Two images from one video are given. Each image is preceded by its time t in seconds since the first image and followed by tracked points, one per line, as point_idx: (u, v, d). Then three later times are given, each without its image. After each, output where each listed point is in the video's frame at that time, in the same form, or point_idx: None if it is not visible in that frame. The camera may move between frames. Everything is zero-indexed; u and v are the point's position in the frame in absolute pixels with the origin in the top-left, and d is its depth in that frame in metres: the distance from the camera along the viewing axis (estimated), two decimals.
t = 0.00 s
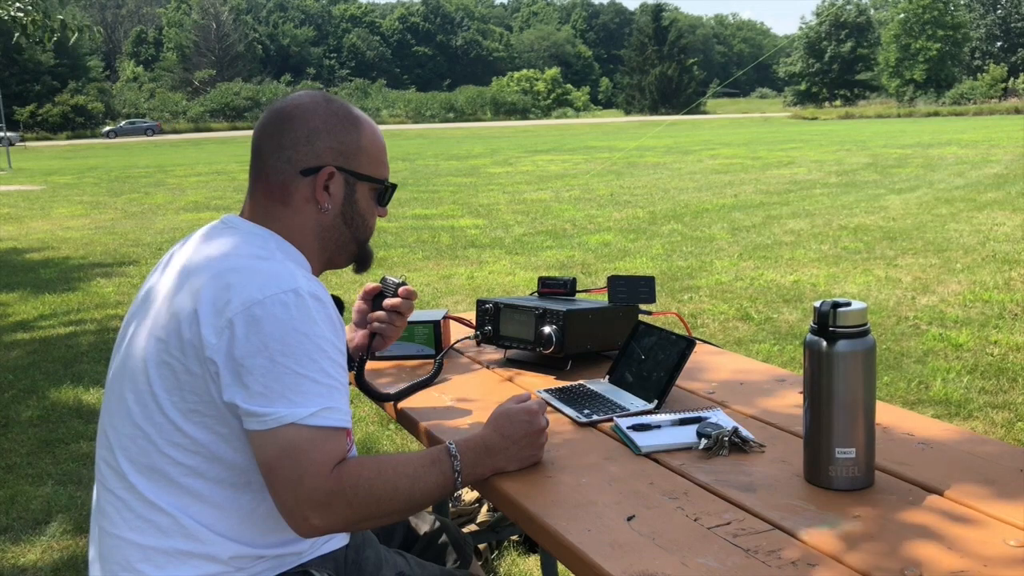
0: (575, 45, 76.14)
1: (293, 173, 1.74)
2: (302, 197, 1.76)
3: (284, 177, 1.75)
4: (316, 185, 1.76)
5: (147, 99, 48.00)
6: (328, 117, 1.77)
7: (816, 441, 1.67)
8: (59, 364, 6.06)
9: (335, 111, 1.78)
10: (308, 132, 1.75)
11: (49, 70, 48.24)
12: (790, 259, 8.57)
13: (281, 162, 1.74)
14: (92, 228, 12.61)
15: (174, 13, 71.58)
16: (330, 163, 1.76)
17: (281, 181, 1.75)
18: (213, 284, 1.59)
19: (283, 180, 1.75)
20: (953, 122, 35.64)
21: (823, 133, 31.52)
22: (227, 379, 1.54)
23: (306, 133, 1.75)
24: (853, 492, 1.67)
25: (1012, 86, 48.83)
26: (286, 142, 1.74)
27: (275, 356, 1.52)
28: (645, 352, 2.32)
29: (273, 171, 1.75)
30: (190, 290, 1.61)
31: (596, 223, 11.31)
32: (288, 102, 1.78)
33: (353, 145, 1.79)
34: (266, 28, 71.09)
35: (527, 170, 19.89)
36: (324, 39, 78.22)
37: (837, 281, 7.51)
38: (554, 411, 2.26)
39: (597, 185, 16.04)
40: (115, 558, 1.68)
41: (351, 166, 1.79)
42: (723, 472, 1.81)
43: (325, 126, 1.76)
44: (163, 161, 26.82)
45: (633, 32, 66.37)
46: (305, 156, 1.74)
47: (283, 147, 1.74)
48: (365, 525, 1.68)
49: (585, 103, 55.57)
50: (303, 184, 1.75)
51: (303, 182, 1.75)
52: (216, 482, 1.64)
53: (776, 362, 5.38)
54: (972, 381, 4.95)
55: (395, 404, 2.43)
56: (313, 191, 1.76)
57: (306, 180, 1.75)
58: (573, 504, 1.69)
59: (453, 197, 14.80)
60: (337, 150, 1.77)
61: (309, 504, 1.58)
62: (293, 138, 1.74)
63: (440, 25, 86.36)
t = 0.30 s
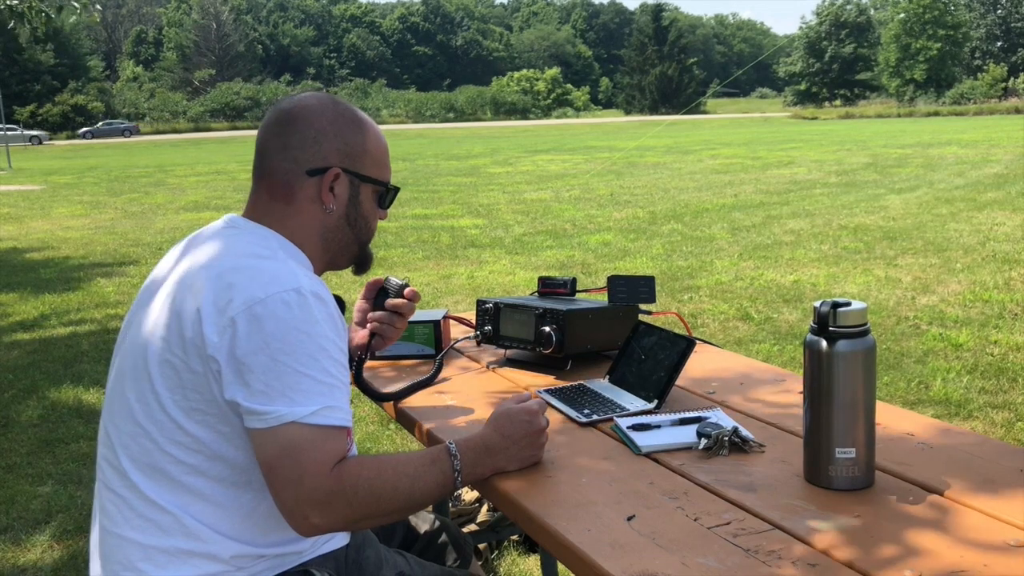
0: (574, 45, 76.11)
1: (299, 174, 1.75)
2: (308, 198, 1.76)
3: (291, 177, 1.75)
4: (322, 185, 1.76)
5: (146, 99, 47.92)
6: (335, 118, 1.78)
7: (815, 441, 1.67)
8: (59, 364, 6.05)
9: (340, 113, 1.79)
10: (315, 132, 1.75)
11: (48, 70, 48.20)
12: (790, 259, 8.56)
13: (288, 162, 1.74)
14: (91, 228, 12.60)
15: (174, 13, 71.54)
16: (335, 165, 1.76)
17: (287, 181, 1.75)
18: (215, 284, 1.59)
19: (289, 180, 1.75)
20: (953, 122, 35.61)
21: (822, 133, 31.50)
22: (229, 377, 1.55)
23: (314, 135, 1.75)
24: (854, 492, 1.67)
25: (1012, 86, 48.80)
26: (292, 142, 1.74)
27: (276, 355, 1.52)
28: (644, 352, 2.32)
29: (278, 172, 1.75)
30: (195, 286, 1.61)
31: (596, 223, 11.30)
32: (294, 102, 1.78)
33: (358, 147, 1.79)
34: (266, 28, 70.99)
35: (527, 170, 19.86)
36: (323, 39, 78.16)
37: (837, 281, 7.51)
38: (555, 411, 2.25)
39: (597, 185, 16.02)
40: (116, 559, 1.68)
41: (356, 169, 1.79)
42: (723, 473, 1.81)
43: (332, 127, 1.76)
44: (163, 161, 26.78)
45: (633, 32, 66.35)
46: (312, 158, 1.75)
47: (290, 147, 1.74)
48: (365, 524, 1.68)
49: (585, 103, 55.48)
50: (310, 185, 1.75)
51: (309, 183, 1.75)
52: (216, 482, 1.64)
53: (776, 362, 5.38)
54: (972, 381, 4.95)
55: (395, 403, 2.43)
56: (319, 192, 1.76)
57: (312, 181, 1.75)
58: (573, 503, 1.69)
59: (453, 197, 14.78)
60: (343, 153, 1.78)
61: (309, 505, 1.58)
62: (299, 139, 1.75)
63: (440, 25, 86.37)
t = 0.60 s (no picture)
0: (575, 45, 76.15)
1: (314, 177, 1.75)
2: (322, 201, 1.77)
3: (304, 179, 1.75)
4: (338, 190, 1.77)
5: (147, 99, 47.88)
6: (347, 123, 1.78)
7: (816, 440, 1.67)
8: (58, 364, 6.06)
9: (351, 118, 1.79)
10: (330, 136, 1.76)
11: (48, 70, 48.20)
12: (790, 259, 8.56)
13: (302, 164, 1.74)
14: (92, 228, 12.60)
15: (174, 13, 71.53)
16: (347, 170, 1.77)
17: (300, 183, 1.75)
18: (218, 283, 1.59)
19: (302, 183, 1.75)
20: (953, 122, 35.58)
21: (822, 133, 31.51)
22: (230, 377, 1.55)
23: (330, 141, 1.76)
24: (853, 492, 1.67)
25: (1012, 86, 48.76)
26: (304, 146, 1.75)
27: (278, 354, 1.52)
28: (645, 352, 2.32)
29: (292, 172, 1.75)
30: (196, 287, 1.61)
31: (596, 223, 11.30)
32: (305, 103, 1.78)
33: (372, 154, 1.81)
34: (266, 28, 70.99)
35: (526, 170, 19.85)
36: (323, 39, 78.13)
37: (837, 282, 7.51)
38: (554, 411, 2.26)
39: (597, 185, 16.02)
40: (116, 559, 1.67)
41: (368, 175, 1.81)
42: (722, 472, 1.81)
43: (349, 134, 1.77)
44: (163, 161, 26.75)
45: (633, 32, 66.33)
46: (325, 161, 1.76)
47: (304, 150, 1.74)
48: (365, 524, 1.68)
49: (585, 103, 55.43)
50: (325, 189, 1.76)
51: (325, 188, 1.76)
52: (216, 481, 1.64)
53: (776, 362, 5.38)
54: (972, 381, 4.95)
55: (395, 403, 2.43)
56: (334, 196, 1.77)
57: (328, 186, 1.76)
58: (574, 503, 1.69)
59: (453, 197, 14.78)
60: (359, 160, 1.79)
61: (309, 504, 1.58)
62: (315, 143, 1.75)
63: (440, 26, 86.29)
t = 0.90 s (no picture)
0: (575, 44, 76.11)
1: (316, 176, 1.75)
2: (323, 202, 1.77)
3: (306, 179, 1.75)
4: (339, 190, 1.77)
5: (147, 99, 47.85)
6: (350, 124, 1.79)
7: (816, 439, 1.67)
8: (59, 364, 6.06)
9: (351, 120, 1.80)
10: (331, 137, 1.76)
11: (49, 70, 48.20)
12: (790, 259, 8.56)
13: (304, 165, 1.74)
14: (92, 228, 12.60)
15: (175, 14, 71.54)
16: (348, 169, 1.77)
17: (301, 182, 1.75)
18: (218, 282, 1.59)
19: (304, 183, 1.75)
20: (953, 122, 35.60)
21: (822, 133, 31.54)
22: (231, 376, 1.54)
23: (332, 141, 1.76)
24: (853, 492, 1.67)
25: (1012, 86, 48.83)
26: (307, 144, 1.75)
27: (279, 355, 1.52)
28: (644, 353, 2.32)
29: (293, 173, 1.75)
30: (196, 286, 1.61)
31: (596, 223, 11.30)
32: (305, 104, 1.79)
33: (373, 155, 1.81)
34: (266, 28, 70.99)
35: (526, 170, 19.85)
36: (324, 39, 78.18)
37: (837, 282, 7.51)
38: (554, 411, 2.26)
39: (597, 185, 16.02)
40: (116, 558, 1.68)
41: (370, 176, 1.81)
42: (722, 472, 1.81)
43: (351, 134, 1.78)
44: (163, 161, 26.75)
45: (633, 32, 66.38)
46: (327, 161, 1.76)
47: (307, 150, 1.74)
48: (364, 525, 1.68)
49: (585, 103, 55.44)
50: (326, 189, 1.76)
51: (326, 188, 1.76)
52: (216, 481, 1.64)
53: (776, 362, 5.38)
54: (973, 381, 4.95)
55: (395, 404, 2.43)
56: (336, 196, 1.77)
57: (330, 186, 1.76)
58: (574, 503, 1.69)
59: (453, 197, 14.78)
60: (361, 160, 1.79)
61: (309, 504, 1.58)
62: (317, 143, 1.75)
63: (440, 25, 86.31)
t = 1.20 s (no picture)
0: (575, 44, 76.10)
1: (315, 176, 1.75)
2: (321, 201, 1.76)
3: (306, 179, 1.75)
4: (337, 190, 1.77)
5: (147, 99, 47.79)
6: (348, 125, 1.79)
7: (817, 439, 1.67)
8: (59, 364, 6.06)
9: (350, 121, 1.80)
10: (330, 136, 1.76)
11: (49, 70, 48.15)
12: (790, 259, 8.56)
13: (303, 164, 1.74)
14: (92, 228, 12.60)
15: (175, 14, 71.50)
16: (348, 169, 1.77)
17: (300, 182, 1.75)
18: (217, 283, 1.59)
19: (304, 182, 1.75)
20: (953, 122, 35.62)
21: (822, 133, 31.56)
22: (230, 375, 1.55)
23: (331, 140, 1.76)
24: (854, 492, 1.67)
25: (1012, 85, 48.85)
26: (306, 145, 1.75)
27: (278, 355, 1.52)
28: (645, 352, 2.32)
29: (293, 173, 1.75)
30: (194, 286, 1.60)
31: (596, 223, 11.30)
32: (304, 103, 1.79)
33: (372, 155, 1.82)
34: (266, 28, 71.04)
35: (527, 170, 19.85)
36: (324, 39, 78.16)
37: (837, 282, 7.51)
38: (553, 411, 2.26)
39: (597, 185, 16.02)
40: (116, 558, 1.67)
41: (369, 175, 1.81)
42: (722, 472, 1.81)
43: (350, 133, 1.78)
44: (163, 161, 26.74)
45: (633, 33, 66.46)
46: (326, 160, 1.76)
47: (307, 149, 1.74)
48: (364, 524, 1.68)
49: (585, 104, 55.42)
50: (325, 188, 1.76)
51: (325, 186, 1.76)
52: (216, 480, 1.64)
53: (776, 362, 5.38)
54: (973, 381, 4.94)
55: (395, 403, 2.43)
56: (334, 196, 1.77)
57: (328, 185, 1.76)
58: (575, 502, 1.69)
59: (453, 197, 14.79)
60: (360, 158, 1.80)
61: (308, 503, 1.58)
62: (317, 141, 1.75)
63: (441, 25, 86.30)
